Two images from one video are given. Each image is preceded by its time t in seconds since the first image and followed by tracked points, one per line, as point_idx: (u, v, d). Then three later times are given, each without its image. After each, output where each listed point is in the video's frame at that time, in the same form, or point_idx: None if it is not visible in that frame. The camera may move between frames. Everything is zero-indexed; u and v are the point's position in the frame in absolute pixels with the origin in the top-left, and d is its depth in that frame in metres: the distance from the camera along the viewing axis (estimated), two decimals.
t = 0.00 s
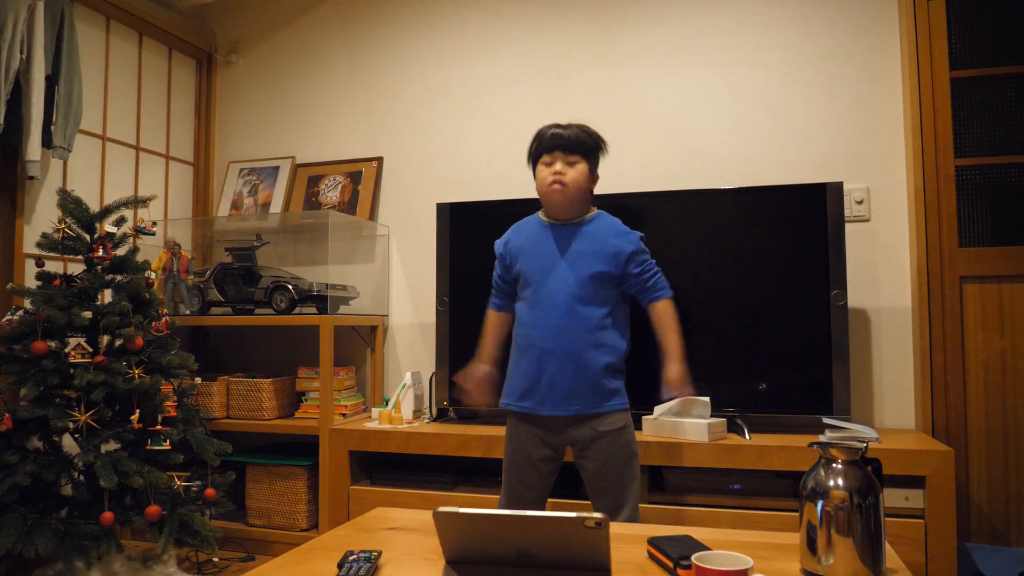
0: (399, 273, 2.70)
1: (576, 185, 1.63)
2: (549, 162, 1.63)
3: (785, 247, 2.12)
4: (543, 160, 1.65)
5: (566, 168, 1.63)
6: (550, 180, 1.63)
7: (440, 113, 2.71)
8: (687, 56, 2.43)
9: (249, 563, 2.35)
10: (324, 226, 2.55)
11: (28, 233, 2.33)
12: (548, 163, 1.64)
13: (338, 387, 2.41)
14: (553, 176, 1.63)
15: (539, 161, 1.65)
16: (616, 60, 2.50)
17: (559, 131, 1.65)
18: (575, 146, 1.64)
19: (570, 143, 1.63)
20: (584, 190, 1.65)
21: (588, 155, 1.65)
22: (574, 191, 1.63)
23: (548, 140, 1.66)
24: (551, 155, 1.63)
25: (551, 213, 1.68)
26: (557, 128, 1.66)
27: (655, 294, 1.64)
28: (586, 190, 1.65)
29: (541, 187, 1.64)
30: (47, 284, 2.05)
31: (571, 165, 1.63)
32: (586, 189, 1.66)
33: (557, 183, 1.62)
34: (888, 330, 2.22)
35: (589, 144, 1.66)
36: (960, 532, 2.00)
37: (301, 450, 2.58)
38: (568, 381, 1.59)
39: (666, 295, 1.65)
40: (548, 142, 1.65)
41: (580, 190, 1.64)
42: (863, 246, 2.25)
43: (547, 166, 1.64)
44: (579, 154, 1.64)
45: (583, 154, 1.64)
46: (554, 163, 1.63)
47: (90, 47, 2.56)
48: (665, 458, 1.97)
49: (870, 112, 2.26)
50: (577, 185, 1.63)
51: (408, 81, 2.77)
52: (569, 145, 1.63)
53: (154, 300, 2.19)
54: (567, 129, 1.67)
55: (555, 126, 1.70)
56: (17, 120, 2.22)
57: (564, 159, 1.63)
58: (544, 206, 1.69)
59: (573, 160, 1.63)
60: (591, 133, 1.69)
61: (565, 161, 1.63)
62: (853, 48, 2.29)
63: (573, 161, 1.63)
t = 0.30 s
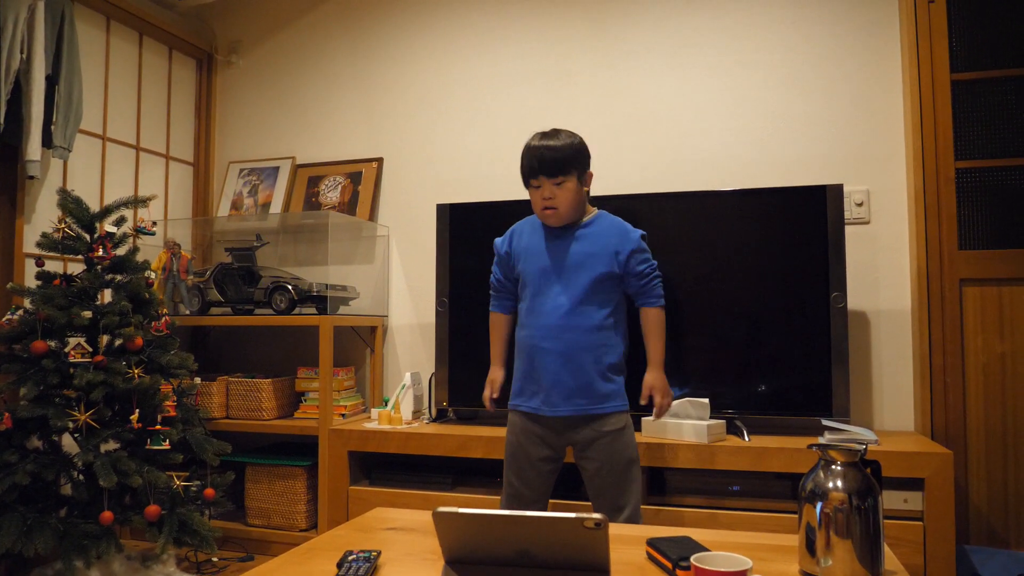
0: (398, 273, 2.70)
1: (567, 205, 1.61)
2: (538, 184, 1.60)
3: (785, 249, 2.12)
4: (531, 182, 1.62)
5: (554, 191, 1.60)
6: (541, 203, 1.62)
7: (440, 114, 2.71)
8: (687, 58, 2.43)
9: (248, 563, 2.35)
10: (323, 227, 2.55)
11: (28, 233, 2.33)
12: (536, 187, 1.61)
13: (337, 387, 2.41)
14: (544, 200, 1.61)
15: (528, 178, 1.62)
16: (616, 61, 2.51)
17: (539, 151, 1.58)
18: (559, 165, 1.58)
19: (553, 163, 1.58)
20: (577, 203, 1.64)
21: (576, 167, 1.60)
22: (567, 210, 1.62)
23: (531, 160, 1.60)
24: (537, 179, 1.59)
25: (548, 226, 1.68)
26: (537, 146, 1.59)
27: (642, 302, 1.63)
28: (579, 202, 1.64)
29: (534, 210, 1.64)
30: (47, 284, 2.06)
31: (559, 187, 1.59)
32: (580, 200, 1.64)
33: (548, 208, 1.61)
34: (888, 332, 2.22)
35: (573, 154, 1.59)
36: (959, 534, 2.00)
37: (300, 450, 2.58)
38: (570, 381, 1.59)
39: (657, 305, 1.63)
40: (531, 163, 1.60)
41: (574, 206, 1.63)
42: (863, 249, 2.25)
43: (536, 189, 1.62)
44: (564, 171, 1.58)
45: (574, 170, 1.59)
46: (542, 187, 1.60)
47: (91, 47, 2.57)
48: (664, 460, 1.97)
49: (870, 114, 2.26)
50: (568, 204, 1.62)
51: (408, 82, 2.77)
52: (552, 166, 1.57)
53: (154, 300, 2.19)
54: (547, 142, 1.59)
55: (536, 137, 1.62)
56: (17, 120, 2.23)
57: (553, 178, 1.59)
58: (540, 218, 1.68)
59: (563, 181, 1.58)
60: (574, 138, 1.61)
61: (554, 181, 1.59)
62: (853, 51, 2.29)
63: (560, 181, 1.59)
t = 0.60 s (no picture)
0: (400, 268, 2.70)
1: (566, 201, 1.61)
2: (538, 180, 1.60)
3: (787, 245, 2.12)
4: (531, 177, 1.62)
5: (553, 186, 1.60)
6: (541, 199, 1.62)
7: (442, 110, 2.71)
8: (690, 53, 2.43)
9: (251, 557, 2.36)
10: (326, 222, 2.56)
11: (31, 228, 2.33)
12: (536, 182, 1.61)
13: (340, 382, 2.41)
14: (544, 196, 1.61)
15: (529, 173, 1.62)
16: (619, 57, 2.50)
17: (538, 146, 1.57)
18: (558, 160, 1.57)
19: (552, 159, 1.57)
20: (577, 197, 1.63)
21: (576, 162, 1.60)
22: (566, 205, 1.62)
23: (530, 156, 1.60)
24: (536, 175, 1.59)
25: (549, 221, 1.68)
26: (536, 142, 1.58)
27: (639, 297, 1.63)
28: (579, 197, 1.63)
29: (534, 205, 1.64)
30: (50, 279, 2.06)
31: (558, 183, 1.59)
32: (580, 195, 1.64)
33: (548, 203, 1.62)
34: (890, 328, 2.22)
35: (572, 150, 1.58)
36: (960, 530, 2.00)
37: (303, 445, 2.58)
38: (571, 376, 1.59)
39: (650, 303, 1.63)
40: (530, 159, 1.60)
41: (573, 201, 1.62)
42: (865, 244, 2.25)
43: (536, 184, 1.62)
44: (564, 167, 1.58)
45: (574, 165, 1.59)
46: (542, 182, 1.60)
47: (93, 42, 2.56)
48: (666, 455, 1.98)
49: (873, 110, 2.26)
50: (568, 200, 1.61)
51: (410, 78, 2.77)
52: (550, 161, 1.57)
53: (157, 295, 2.19)
54: (546, 137, 1.58)
55: (536, 133, 1.62)
56: (20, 115, 2.23)
57: (553, 174, 1.59)
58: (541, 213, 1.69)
59: (562, 177, 1.58)
60: (574, 134, 1.60)
61: (553, 177, 1.59)
62: (856, 46, 2.28)
63: (560, 177, 1.59)
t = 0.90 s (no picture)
0: (399, 259, 2.70)
1: (570, 191, 1.61)
2: (542, 171, 1.59)
3: (787, 234, 2.12)
4: (534, 167, 1.60)
5: (557, 177, 1.59)
6: (545, 189, 1.61)
7: (441, 100, 2.70)
8: (690, 42, 2.42)
9: (253, 547, 2.37)
10: (325, 213, 2.55)
11: (29, 220, 2.33)
12: (540, 172, 1.60)
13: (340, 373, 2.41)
14: (547, 186, 1.60)
15: (531, 164, 1.60)
16: (618, 46, 2.49)
17: (542, 137, 1.56)
18: (562, 150, 1.57)
19: (556, 149, 1.56)
20: (580, 188, 1.63)
21: (579, 152, 1.60)
22: (570, 195, 1.62)
23: (534, 146, 1.58)
24: (540, 165, 1.58)
25: (550, 211, 1.68)
26: (539, 132, 1.57)
27: (640, 288, 1.65)
28: (581, 187, 1.63)
29: (537, 196, 1.63)
30: (49, 271, 2.06)
31: (562, 173, 1.59)
32: (582, 185, 1.64)
33: (553, 193, 1.61)
34: (889, 317, 2.22)
35: (576, 140, 1.58)
36: (959, 517, 2.01)
37: (303, 436, 2.58)
38: (574, 366, 1.59)
39: (651, 293, 1.65)
40: (533, 149, 1.58)
41: (577, 191, 1.62)
42: (865, 233, 2.25)
43: (539, 175, 1.61)
44: (568, 157, 1.58)
45: (578, 155, 1.58)
46: (546, 173, 1.59)
47: (90, 32, 2.55)
48: (666, 444, 1.98)
49: (873, 97, 2.25)
50: (572, 190, 1.61)
51: (409, 68, 2.75)
52: (555, 152, 1.56)
53: (156, 286, 2.19)
54: (549, 127, 1.57)
55: (538, 123, 1.60)
56: (17, 106, 2.22)
57: (557, 164, 1.58)
58: (542, 204, 1.68)
59: (567, 167, 1.58)
60: (576, 123, 1.59)
61: (558, 167, 1.58)
62: (857, 34, 2.28)
63: (564, 167, 1.58)
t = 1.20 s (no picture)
0: (400, 254, 2.70)
1: (576, 186, 1.61)
2: (548, 165, 1.59)
3: (788, 229, 2.11)
4: (540, 162, 1.60)
5: (563, 171, 1.59)
6: (551, 184, 1.61)
7: (442, 95, 2.70)
8: (691, 37, 2.41)
9: (254, 542, 2.38)
10: (326, 209, 2.55)
11: (31, 215, 2.33)
12: (545, 167, 1.60)
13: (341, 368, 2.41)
14: (553, 181, 1.60)
15: (537, 158, 1.60)
16: (620, 41, 2.48)
17: (548, 132, 1.56)
18: (568, 145, 1.57)
19: (562, 143, 1.56)
20: (585, 182, 1.63)
21: (584, 147, 1.59)
22: (575, 190, 1.62)
23: (539, 141, 1.58)
24: (546, 160, 1.58)
25: (555, 206, 1.68)
26: (544, 127, 1.57)
27: (643, 283, 1.65)
28: (586, 182, 1.63)
29: (542, 190, 1.63)
30: (51, 266, 2.06)
31: (568, 167, 1.59)
32: (587, 180, 1.65)
33: (558, 188, 1.61)
34: (891, 312, 2.22)
35: (581, 134, 1.58)
36: (960, 513, 2.01)
37: (304, 431, 2.59)
38: (578, 360, 1.59)
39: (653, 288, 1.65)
40: (539, 144, 1.58)
41: (582, 185, 1.62)
42: (867, 228, 2.24)
43: (544, 169, 1.60)
44: (573, 151, 1.58)
45: (584, 150, 1.58)
46: (551, 167, 1.59)
47: (92, 28, 2.55)
48: (667, 439, 1.98)
49: (875, 92, 2.25)
50: (577, 184, 1.61)
51: (410, 63, 2.75)
52: (561, 146, 1.56)
53: (158, 282, 2.20)
54: (555, 122, 1.57)
55: (543, 118, 1.60)
56: (19, 102, 2.22)
57: (564, 159, 1.58)
58: (547, 199, 1.68)
59: (574, 162, 1.58)
60: (581, 118, 1.59)
61: (564, 162, 1.58)
62: (858, 28, 2.27)
63: (569, 162, 1.58)
